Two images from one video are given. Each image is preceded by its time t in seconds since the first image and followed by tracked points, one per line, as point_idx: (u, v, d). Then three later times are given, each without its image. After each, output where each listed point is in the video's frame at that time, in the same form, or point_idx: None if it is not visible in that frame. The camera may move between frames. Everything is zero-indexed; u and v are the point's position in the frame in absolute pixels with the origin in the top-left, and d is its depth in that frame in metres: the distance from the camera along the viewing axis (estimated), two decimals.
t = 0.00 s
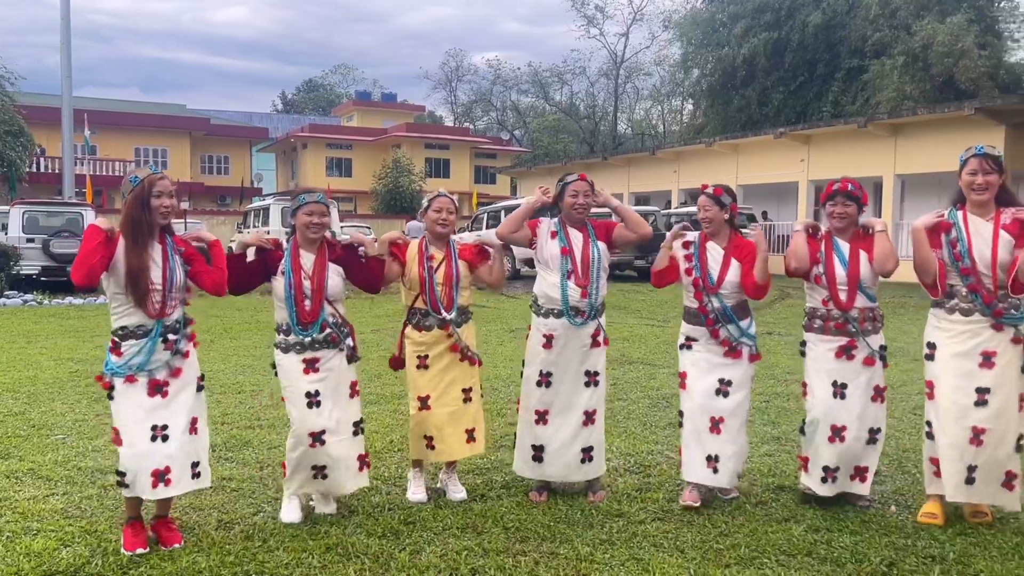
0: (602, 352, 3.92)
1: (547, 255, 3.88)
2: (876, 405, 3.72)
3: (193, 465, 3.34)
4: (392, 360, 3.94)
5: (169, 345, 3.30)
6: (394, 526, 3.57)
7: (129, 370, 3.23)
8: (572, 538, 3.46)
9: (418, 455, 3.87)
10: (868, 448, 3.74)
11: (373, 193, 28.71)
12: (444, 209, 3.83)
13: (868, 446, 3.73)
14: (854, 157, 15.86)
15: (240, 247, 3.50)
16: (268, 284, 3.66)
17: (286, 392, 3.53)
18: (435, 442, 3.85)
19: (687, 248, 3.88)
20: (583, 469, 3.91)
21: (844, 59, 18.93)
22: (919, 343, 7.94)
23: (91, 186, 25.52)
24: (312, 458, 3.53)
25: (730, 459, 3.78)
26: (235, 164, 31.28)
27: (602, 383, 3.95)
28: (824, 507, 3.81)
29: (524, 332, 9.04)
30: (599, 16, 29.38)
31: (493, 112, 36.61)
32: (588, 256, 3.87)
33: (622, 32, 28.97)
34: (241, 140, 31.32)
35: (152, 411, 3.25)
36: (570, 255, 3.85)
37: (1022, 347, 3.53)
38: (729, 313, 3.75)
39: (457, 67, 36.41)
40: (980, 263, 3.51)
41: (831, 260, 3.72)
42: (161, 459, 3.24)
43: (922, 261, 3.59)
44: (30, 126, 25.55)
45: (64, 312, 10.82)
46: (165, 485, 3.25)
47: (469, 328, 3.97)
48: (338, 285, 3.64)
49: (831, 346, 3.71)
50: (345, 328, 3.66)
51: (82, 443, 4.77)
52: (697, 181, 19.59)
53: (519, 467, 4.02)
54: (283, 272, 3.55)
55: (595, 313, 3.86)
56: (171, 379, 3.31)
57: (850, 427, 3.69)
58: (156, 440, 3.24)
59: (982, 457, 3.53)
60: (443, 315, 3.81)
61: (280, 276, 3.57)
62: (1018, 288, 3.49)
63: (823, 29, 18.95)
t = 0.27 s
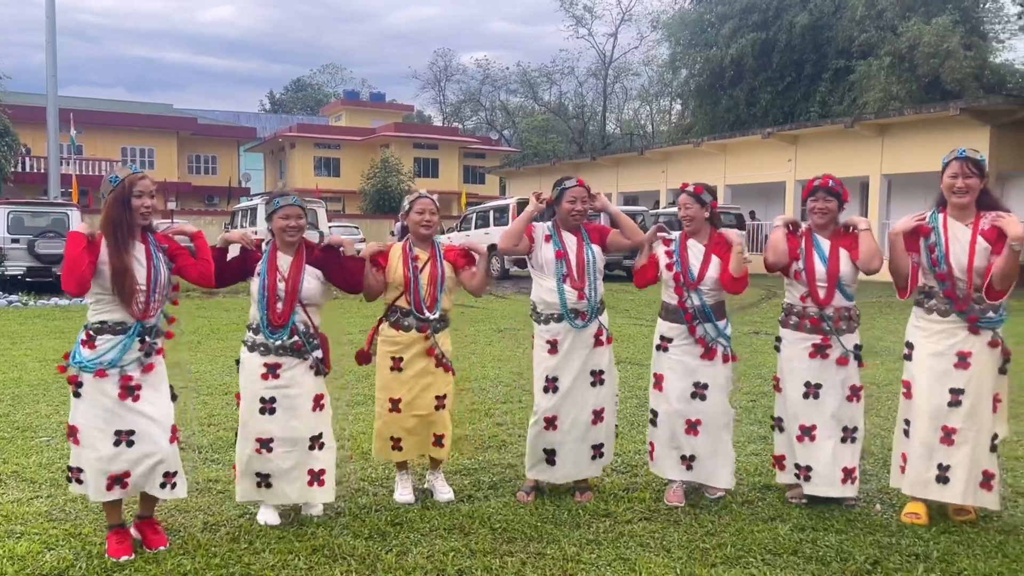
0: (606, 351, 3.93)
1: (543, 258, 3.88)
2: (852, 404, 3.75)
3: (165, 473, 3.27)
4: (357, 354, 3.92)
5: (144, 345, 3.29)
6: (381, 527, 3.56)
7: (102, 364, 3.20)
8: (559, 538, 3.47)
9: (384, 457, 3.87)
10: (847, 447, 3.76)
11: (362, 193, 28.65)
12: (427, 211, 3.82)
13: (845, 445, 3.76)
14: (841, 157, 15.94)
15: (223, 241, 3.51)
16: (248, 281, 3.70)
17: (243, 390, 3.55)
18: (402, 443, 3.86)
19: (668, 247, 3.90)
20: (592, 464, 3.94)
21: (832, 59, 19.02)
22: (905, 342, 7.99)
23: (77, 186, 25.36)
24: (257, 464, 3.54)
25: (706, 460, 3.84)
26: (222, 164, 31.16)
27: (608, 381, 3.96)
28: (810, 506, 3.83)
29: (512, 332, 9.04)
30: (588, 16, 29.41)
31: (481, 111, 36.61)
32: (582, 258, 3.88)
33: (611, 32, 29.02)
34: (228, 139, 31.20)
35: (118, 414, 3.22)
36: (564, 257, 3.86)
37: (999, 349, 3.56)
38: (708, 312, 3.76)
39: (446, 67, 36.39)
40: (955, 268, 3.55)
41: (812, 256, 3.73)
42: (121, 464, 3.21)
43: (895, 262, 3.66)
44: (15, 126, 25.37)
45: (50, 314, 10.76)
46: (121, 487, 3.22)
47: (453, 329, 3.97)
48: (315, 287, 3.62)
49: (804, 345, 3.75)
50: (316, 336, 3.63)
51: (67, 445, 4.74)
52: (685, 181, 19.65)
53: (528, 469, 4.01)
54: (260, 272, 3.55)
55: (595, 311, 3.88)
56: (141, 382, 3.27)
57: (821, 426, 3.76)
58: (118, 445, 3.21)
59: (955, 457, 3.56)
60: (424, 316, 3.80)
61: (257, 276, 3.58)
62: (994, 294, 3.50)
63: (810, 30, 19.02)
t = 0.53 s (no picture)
0: (592, 349, 3.92)
1: (528, 258, 3.89)
2: (834, 402, 3.74)
3: (149, 479, 3.28)
4: (340, 354, 3.85)
5: (126, 346, 3.26)
6: (368, 528, 3.55)
7: (81, 366, 3.17)
8: (546, 538, 3.46)
9: (360, 461, 3.83)
10: (831, 446, 3.74)
11: (351, 194, 28.58)
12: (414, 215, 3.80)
13: (832, 444, 3.74)
14: (828, 158, 16.01)
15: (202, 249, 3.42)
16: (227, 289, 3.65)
17: (218, 390, 3.52)
18: (380, 447, 3.83)
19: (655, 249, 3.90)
20: (580, 464, 3.92)
21: (819, 60, 19.09)
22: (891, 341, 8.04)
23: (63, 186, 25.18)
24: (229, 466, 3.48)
25: (691, 465, 3.80)
26: (210, 164, 31.01)
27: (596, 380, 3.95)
28: (797, 505, 3.84)
29: (500, 332, 9.04)
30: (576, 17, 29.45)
31: (470, 112, 36.59)
32: (567, 258, 3.87)
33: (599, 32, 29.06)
34: (216, 139, 31.05)
35: (98, 417, 3.20)
36: (549, 257, 3.85)
37: (983, 349, 3.57)
38: (691, 315, 3.79)
39: (434, 66, 36.35)
40: (934, 271, 3.57)
41: (792, 258, 3.76)
42: (100, 468, 3.19)
43: (872, 273, 3.78)
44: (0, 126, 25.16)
45: (35, 315, 10.68)
46: (98, 495, 3.19)
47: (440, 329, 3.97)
48: (296, 291, 3.62)
49: (781, 344, 3.78)
50: (294, 340, 3.63)
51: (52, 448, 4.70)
52: (674, 182, 19.69)
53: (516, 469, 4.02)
54: (240, 277, 3.54)
55: (581, 310, 3.88)
56: (123, 383, 3.24)
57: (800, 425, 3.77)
58: (98, 448, 3.20)
59: (938, 455, 3.60)
60: (417, 319, 3.80)
61: (237, 281, 3.57)
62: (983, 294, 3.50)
63: (798, 30, 19.10)
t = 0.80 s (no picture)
0: (564, 352, 3.89)
1: (506, 256, 3.90)
2: (822, 401, 3.76)
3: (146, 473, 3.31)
4: (351, 358, 3.80)
5: (122, 346, 3.24)
6: (357, 530, 3.54)
7: (79, 370, 3.15)
8: (536, 538, 3.46)
9: (381, 460, 3.80)
10: (818, 444, 3.77)
11: (340, 194, 28.52)
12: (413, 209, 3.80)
13: (819, 441, 3.77)
14: (816, 158, 16.08)
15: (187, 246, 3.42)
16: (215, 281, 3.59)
17: (222, 391, 3.47)
18: (400, 445, 3.81)
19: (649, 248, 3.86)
20: (550, 467, 3.91)
21: (807, 60, 19.15)
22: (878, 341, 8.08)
23: (49, 187, 25.03)
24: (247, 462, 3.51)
25: (690, 464, 3.82)
26: (198, 164, 30.90)
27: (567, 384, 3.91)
28: (787, 505, 3.85)
29: (490, 333, 9.04)
30: (565, 18, 29.47)
31: (459, 112, 36.57)
32: (544, 260, 3.88)
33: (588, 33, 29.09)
34: (204, 140, 30.92)
35: (102, 416, 3.19)
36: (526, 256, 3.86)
37: (971, 348, 3.59)
38: (693, 311, 3.80)
39: (423, 67, 36.32)
40: (924, 269, 3.59)
41: (782, 255, 3.77)
42: (106, 466, 3.19)
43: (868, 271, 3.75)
44: None
45: (22, 316, 10.62)
46: (106, 493, 3.19)
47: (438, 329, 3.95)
48: (288, 281, 3.64)
49: (777, 344, 3.77)
50: (292, 329, 3.64)
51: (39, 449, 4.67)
52: (663, 182, 19.74)
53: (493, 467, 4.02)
54: (233, 271, 3.50)
55: (554, 312, 3.85)
56: (123, 381, 3.23)
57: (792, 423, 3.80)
58: (103, 447, 3.18)
59: (926, 454, 3.62)
60: (417, 313, 3.79)
61: (227, 275, 3.51)
62: (973, 295, 3.54)
63: (785, 31, 19.16)
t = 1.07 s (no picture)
0: (547, 355, 3.90)
1: (493, 257, 3.91)
2: (820, 402, 3.77)
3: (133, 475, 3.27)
4: (356, 377, 3.84)
5: (110, 353, 3.22)
6: (346, 531, 3.54)
7: (65, 381, 3.15)
8: (526, 539, 3.47)
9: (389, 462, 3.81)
10: (809, 443, 3.80)
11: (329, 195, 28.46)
12: (404, 222, 3.82)
13: (809, 441, 3.79)
14: (804, 159, 16.15)
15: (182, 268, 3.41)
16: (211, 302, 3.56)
17: (236, 401, 3.45)
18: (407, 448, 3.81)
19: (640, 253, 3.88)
20: (524, 473, 3.88)
21: (795, 61, 19.23)
22: (866, 340, 8.12)
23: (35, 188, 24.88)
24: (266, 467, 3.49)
25: (694, 463, 3.83)
26: (186, 165, 30.78)
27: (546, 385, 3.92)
28: (775, 504, 3.87)
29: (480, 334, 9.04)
30: (554, 18, 29.50)
31: (449, 113, 36.55)
32: (531, 263, 3.88)
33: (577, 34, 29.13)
34: (192, 140, 30.80)
35: (91, 420, 3.15)
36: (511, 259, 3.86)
37: (961, 348, 3.61)
38: (691, 312, 3.84)
39: (413, 67, 36.29)
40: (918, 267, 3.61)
41: (777, 264, 3.80)
42: (95, 468, 3.13)
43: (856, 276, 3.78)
44: None
45: (8, 319, 10.54)
46: (99, 495, 3.15)
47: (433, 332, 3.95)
48: (282, 298, 3.64)
49: (778, 347, 3.77)
50: (291, 338, 3.62)
51: (25, 453, 4.65)
52: (652, 183, 19.79)
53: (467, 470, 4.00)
54: (229, 286, 3.49)
55: (538, 314, 3.85)
56: (111, 388, 3.21)
57: (791, 424, 3.75)
58: (92, 449, 3.13)
59: (913, 452, 3.64)
60: (408, 328, 3.77)
61: (225, 291, 3.50)
62: (972, 296, 3.57)
63: (774, 32, 19.23)
